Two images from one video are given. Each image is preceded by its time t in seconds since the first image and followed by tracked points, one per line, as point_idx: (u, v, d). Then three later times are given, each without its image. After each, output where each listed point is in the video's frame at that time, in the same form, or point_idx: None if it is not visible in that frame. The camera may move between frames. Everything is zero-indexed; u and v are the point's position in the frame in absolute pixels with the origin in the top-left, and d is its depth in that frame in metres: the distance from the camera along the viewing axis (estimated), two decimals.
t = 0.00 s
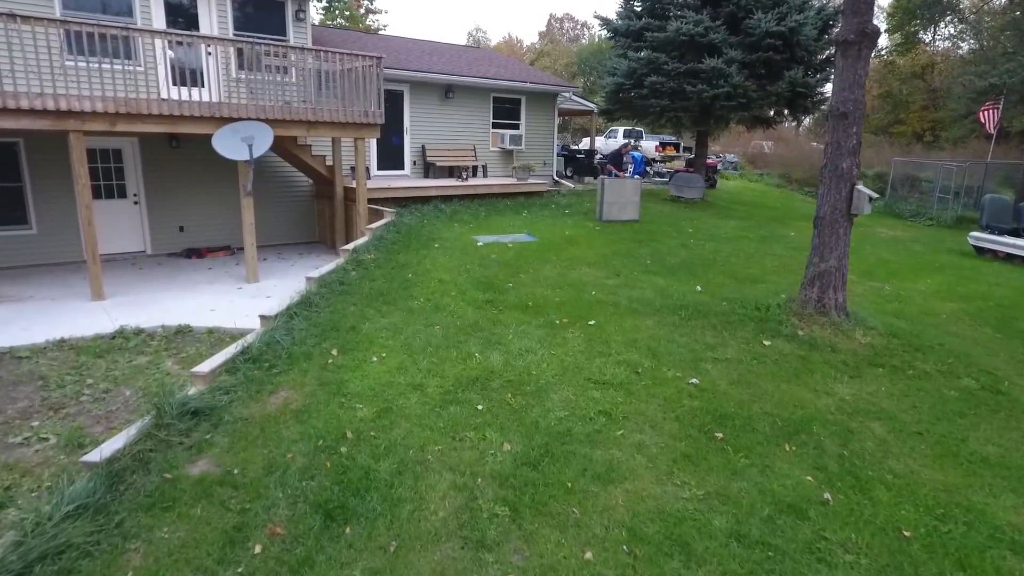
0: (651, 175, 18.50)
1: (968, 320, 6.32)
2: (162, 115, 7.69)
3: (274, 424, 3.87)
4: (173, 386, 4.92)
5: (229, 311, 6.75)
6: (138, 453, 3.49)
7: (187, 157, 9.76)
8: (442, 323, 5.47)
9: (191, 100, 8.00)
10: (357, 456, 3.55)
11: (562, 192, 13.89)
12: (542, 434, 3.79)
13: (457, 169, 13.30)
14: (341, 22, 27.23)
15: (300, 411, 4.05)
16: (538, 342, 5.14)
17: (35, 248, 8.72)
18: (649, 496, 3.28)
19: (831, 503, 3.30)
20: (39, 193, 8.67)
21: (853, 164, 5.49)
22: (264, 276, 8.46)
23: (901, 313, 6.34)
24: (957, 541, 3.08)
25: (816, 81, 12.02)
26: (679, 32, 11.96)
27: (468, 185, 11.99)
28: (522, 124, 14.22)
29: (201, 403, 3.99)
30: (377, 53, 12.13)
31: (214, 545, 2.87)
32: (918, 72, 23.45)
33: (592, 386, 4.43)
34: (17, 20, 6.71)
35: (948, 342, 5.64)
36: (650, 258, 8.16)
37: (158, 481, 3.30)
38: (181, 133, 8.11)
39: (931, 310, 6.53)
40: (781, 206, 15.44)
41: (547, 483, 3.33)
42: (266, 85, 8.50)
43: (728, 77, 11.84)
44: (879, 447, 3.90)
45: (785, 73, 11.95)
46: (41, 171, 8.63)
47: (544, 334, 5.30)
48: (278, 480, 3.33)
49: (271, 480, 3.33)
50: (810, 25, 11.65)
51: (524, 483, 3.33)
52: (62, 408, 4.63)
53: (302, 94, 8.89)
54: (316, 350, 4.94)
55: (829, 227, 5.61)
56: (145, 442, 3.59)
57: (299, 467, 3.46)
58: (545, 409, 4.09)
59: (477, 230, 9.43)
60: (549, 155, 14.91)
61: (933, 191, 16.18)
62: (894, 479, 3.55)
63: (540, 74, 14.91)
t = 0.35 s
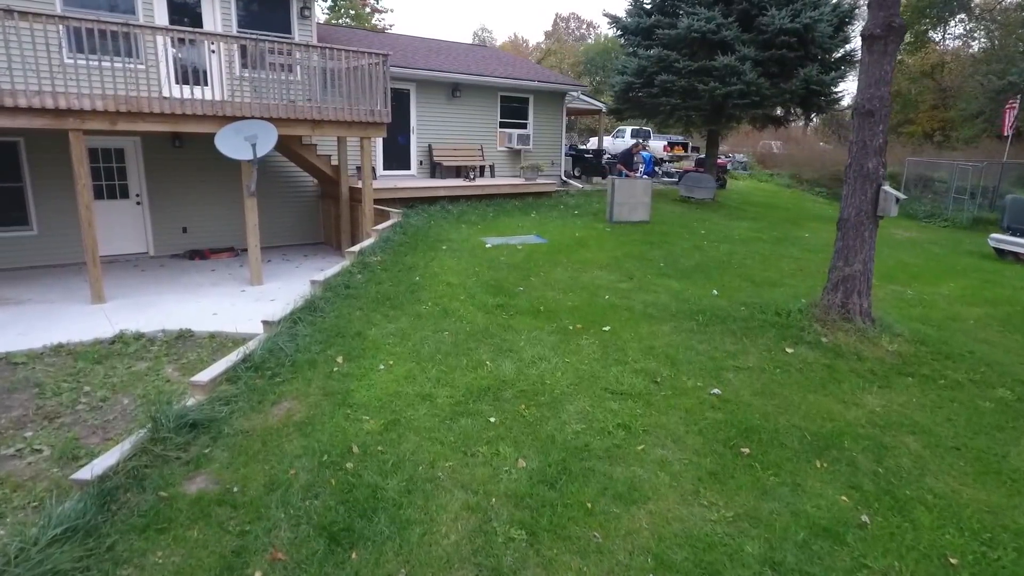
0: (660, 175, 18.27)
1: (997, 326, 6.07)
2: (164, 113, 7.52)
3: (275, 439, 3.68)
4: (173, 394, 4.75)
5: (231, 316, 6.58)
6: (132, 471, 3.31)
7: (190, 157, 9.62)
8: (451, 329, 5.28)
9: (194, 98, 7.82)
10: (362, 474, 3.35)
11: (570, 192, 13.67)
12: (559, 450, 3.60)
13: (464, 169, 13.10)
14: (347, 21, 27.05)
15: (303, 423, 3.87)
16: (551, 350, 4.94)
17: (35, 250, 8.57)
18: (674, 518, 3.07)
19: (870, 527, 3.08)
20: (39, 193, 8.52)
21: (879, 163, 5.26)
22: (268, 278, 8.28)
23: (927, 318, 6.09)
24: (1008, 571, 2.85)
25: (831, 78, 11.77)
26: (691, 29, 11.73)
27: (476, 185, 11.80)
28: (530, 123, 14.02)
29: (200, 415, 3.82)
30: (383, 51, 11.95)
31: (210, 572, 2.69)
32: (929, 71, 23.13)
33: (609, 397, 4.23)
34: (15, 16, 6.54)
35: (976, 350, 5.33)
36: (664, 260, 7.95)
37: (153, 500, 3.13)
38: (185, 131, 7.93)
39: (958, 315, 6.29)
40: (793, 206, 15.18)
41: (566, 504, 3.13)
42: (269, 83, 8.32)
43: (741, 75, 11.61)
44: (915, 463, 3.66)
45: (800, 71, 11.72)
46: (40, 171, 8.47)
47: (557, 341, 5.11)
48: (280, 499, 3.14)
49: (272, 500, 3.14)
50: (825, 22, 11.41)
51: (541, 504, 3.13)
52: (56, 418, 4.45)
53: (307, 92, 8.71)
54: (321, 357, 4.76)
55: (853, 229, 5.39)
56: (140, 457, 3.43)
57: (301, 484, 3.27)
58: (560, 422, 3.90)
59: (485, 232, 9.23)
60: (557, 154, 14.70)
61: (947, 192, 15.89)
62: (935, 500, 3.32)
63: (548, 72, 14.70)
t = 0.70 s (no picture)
0: (656, 175, 18.17)
1: (1005, 329, 5.96)
2: (151, 114, 7.31)
3: (266, 457, 3.52)
4: (160, 407, 4.55)
5: (220, 322, 6.39)
6: (112, 494, 3.15)
7: (178, 159, 9.41)
8: (450, 337, 5.12)
9: (182, 97, 7.61)
10: (358, 495, 3.18)
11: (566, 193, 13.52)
12: (565, 466, 3.45)
13: (459, 170, 12.93)
14: (339, 21, 26.82)
15: (296, 439, 3.70)
16: (552, 358, 4.79)
17: (18, 254, 8.34)
18: (688, 541, 2.92)
19: (892, 547, 2.93)
20: (22, 196, 8.29)
21: (888, 165, 5.13)
22: (259, 282, 8.09)
23: (934, 323, 5.98)
24: None
25: (829, 78, 11.69)
26: (688, 29, 11.62)
27: (471, 186, 11.63)
28: (525, 124, 13.87)
29: (186, 433, 3.65)
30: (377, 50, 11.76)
31: None
32: (920, 72, 23.18)
33: (614, 409, 4.07)
34: None
35: (987, 356, 5.19)
36: (664, 264, 7.81)
37: (135, 526, 2.96)
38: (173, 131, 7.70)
39: (964, 319, 6.18)
40: (790, 207, 15.11)
41: (574, 526, 2.98)
42: (260, 83, 8.12)
43: (739, 75, 11.50)
44: (934, 477, 3.52)
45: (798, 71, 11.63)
46: (23, 173, 8.24)
47: (558, 350, 4.95)
48: (271, 523, 2.97)
49: (263, 524, 2.97)
50: (823, 21, 11.33)
51: (547, 526, 2.97)
52: (36, 433, 4.25)
53: (300, 91, 8.51)
54: (314, 368, 4.58)
55: (861, 233, 5.25)
56: (121, 479, 3.27)
57: (294, 506, 3.10)
58: (565, 437, 3.74)
59: (480, 234, 9.07)
60: (553, 155, 14.56)
61: (943, 192, 15.86)
62: (957, 516, 3.19)
63: (543, 72, 14.55)
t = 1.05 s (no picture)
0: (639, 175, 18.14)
1: (993, 329, 5.97)
2: (122, 113, 7.02)
3: (247, 473, 3.33)
4: (133, 421, 4.32)
5: (196, 329, 6.14)
6: (81, 519, 2.94)
7: (151, 160, 9.11)
8: (437, 343, 4.95)
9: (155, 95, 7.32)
10: (346, 513, 3.02)
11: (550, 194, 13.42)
12: (563, 478, 3.32)
13: (441, 171, 12.74)
14: (315, 19, 26.38)
15: (279, 453, 3.51)
16: (544, 364, 4.65)
17: None
18: (694, 556, 2.82)
19: (902, 557, 2.85)
20: None
21: (880, 165, 5.09)
22: (237, 287, 7.83)
23: (924, 322, 5.96)
24: None
25: (811, 78, 11.75)
26: (670, 28, 11.59)
27: (455, 187, 11.46)
28: (508, 123, 13.72)
29: (160, 449, 3.44)
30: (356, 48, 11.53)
31: None
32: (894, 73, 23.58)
33: (610, 416, 3.95)
34: None
35: (978, 356, 5.16)
36: (652, 265, 7.72)
37: (106, 552, 2.77)
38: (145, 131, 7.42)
39: (952, 318, 6.18)
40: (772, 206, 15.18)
41: (575, 543, 2.86)
42: (237, 81, 7.86)
43: (722, 74, 11.50)
44: (937, 482, 3.45)
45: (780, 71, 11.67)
46: None
47: (550, 355, 4.82)
48: (254, 545, 2.80)
49: (245, 546, 2.79)
50: (805, 22, 11.37)
51: (548, 544, 2.83)
52: None
53: (278, 90, 8.26)
54: (296, 377, 4.39)
55: (853, 233, 5.21)
56: (91, 501, 3.07)
57: (278, 527, 2.92)
58: (561, 446, 3.61)
59: (465, 236, 8.90)
60: (536, 155, 14.44)
61: (921, 191, 16.08)
62: (963, 523, 3.12)
63: (526, 72, 14.43)
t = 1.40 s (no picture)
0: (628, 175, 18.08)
1: (990, 329, 5.95)
2: (102, 112, 6.80)
3: (237, 488, 3.19)
4: (116, 432, 4.14)
5: (182, 334, 5.97)
6: (60, 541, 2.79)
7: (133, 161, 8.89)
8: (432, 348, 4.82)
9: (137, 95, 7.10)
10: (341, 530, 2.88)
11: (541, 194, 13.31)
12: (566, 490, 3.20)
13: (431, 171, 12.59)
14: (301, 17, 26.05)
15: (270, 466, 3.37)
16: (542, 369, 4.54)
17: None
18: (705, 571, 2.72)
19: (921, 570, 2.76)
20: None
21: (879, 164, 5.03)
22: (223, 290, 7.64)
23: (922, 323, 5.92)
24: None
25: (802, 78, 11.74)
26: (662, 26, 11.54)
27: (445, 188, 11.32)
28: (498, 123, 13.60)
29: (145, 464, 3.29)
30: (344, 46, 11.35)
31: None
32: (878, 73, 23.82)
33: (612, 423, 3.85)
34: None
35: (978, 357, 5.12)
36: (647, 266, 7.64)
37: None
38: (128, 130, 7.19)
39: (950, 319, 6.16)
40: (762, 206, 15.21)
41: (582, 558, 2.75)
42: (222, 80, 7.66)
43: (713, 74, 11.47)
44: (947, 488, 3.39)
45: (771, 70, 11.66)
46: None
47: (548, 359, 4.71)
48: (245, 566, 2.66)
49: (235, 567, 2.65)
50: (796, 21, 11.37)
51: (554, 562, 2.71)
52: None
53: (264, 89, 8.07)
54: (287, 384, 4.24)
55: (852, 233, 5.15)
56: (71, 521, 2.92)
57: (270, 545, 2.79)
58: (563, 455, 3.50)
59: (457, 237, 8.78)
60: (526, 155, 14.34)
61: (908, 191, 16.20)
62: (976, 531, 3.05)
63: (515, 71, 14.31)
